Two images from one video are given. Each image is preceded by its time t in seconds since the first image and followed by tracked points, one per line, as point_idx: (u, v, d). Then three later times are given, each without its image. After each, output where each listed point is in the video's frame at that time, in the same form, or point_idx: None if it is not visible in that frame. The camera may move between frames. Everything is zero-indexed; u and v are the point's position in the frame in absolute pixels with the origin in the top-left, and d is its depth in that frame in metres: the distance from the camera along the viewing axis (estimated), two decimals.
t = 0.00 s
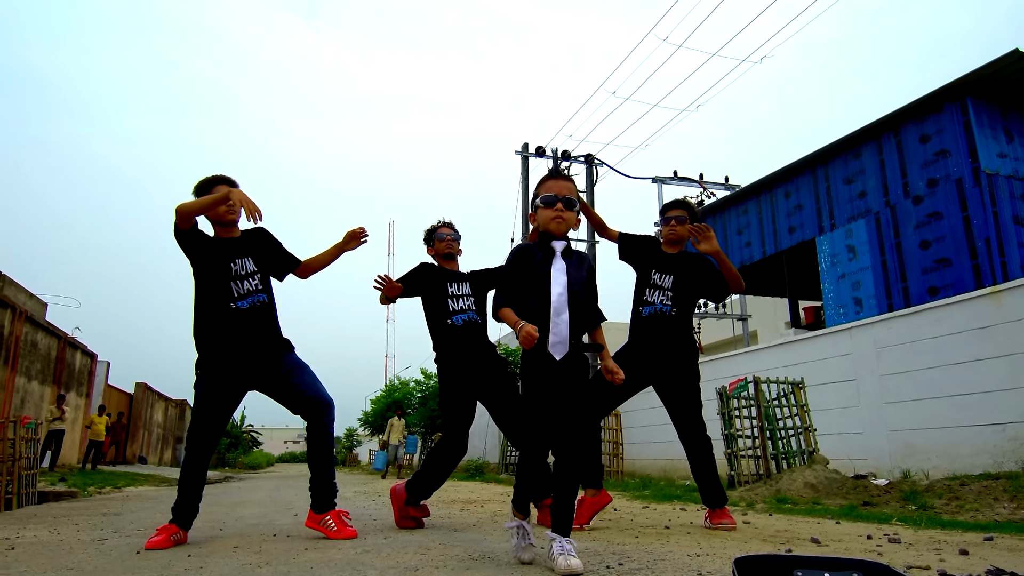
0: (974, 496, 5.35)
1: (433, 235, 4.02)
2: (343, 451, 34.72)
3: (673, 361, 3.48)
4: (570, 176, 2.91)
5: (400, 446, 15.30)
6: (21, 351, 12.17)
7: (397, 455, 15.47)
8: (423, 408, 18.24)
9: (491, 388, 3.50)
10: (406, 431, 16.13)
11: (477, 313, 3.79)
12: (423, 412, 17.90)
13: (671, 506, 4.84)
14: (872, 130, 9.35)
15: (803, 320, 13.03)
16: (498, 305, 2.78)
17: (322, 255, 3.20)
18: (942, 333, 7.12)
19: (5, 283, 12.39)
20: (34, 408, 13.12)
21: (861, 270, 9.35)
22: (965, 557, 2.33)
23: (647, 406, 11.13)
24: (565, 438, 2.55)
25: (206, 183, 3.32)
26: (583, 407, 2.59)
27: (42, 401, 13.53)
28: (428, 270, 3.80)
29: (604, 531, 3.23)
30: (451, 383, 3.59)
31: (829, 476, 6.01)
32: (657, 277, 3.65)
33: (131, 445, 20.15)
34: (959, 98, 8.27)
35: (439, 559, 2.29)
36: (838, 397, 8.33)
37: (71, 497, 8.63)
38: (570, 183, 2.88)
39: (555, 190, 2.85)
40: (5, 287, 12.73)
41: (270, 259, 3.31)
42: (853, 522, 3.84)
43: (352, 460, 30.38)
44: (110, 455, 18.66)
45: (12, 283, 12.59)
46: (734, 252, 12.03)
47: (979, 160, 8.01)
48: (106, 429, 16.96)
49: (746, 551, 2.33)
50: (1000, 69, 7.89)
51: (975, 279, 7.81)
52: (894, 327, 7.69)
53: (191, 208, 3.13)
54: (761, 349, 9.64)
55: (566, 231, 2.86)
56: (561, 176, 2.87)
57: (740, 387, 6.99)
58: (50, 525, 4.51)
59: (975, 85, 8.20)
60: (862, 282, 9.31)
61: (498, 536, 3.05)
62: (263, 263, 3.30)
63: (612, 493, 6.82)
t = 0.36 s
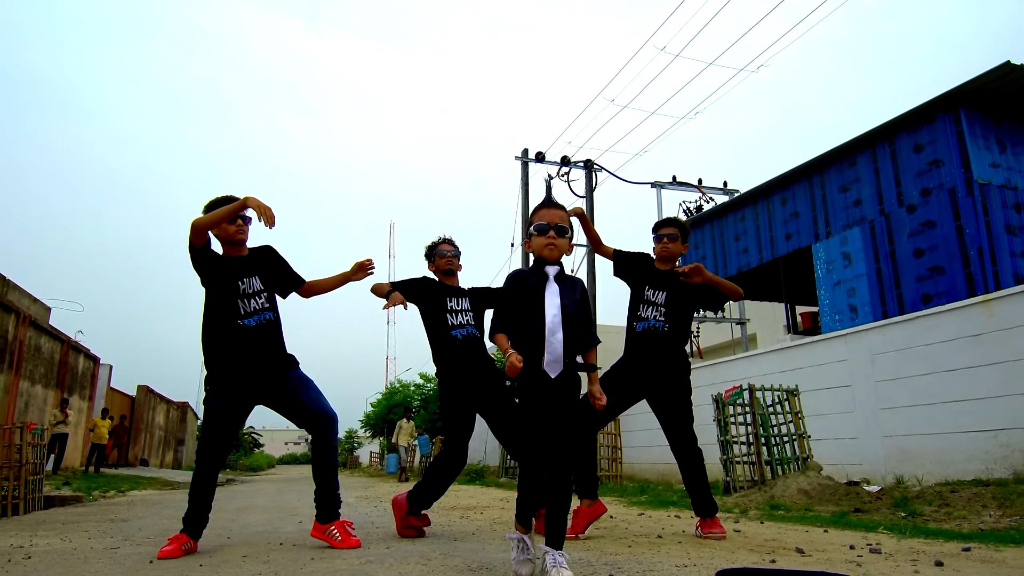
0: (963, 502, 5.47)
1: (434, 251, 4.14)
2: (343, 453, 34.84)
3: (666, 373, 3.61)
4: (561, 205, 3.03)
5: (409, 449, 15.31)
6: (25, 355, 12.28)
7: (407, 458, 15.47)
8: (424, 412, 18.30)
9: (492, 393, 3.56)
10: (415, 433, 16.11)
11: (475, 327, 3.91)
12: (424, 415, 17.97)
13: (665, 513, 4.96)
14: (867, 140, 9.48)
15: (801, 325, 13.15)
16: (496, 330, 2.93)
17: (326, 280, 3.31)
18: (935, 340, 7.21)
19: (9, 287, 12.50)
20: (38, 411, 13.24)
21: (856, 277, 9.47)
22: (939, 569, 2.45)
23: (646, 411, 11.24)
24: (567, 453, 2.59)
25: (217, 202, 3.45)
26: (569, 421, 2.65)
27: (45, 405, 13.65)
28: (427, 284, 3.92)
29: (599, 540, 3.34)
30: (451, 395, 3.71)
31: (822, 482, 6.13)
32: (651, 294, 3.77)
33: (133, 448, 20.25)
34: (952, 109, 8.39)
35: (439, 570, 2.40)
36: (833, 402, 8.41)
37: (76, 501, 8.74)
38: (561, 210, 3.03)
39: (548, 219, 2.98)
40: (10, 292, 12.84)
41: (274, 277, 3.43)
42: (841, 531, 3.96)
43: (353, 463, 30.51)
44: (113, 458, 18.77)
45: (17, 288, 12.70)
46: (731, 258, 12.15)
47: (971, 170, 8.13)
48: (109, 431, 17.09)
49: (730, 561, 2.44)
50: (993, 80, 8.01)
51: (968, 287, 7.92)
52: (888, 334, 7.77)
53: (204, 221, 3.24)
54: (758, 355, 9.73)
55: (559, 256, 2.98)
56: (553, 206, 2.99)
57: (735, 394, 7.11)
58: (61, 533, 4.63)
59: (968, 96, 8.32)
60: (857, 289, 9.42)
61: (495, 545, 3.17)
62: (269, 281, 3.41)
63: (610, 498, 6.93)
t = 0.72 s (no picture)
0: (953, 505, 5.60)
1: (439, 262, 4.28)
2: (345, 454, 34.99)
3: (665, 373, 3.73)
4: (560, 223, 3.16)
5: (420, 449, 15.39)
6: (30, 356, 12.40)
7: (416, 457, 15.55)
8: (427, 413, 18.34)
9: (495, 400, 3.68)
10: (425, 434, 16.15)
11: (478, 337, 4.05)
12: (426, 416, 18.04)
13: (662, 515, 5.10)
14: (864, 146, 9.61)
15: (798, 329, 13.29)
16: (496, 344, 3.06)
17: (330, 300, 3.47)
18: (929, 345, 7.31)
19: (14, 289, 12.62)
20: (42, 412, 13.37)
21: (853, 281, 9.60)
22: (917, 569, 2.60)
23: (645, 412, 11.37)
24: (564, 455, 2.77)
25: (234, 215, 3.57)
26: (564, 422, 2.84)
27: (50, 406, 13.78)
28: (430, 293, 4.05)
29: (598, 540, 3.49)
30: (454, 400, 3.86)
31: (817, 484, 6.26)
32: (648, 294, 3.90)
33: (136, 448, 20.38)
34: (946, 116, 8.52)
35: (444, 569, 2.54)
36: (830, 405, 8.51)
37: (83, 502, 8.86)
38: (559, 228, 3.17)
39: (546, 236, 3.12)
40: (15, 294, 12.96)
41: (286, 286, 3.57)
42: (830, 532, 4.10)
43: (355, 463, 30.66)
44: (116, 459, 18.90)
45: (22, 290, 12.83)
46: (730, 262, 12.29)
47: (965, 177, 8.26)
48: (112, 432, 17.24)
49: (718, 561, 2.59)
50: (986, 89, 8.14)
51: (962, 292, 8.04)
52: (883, 338, 7.88)
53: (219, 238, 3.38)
54: (756, 357, 9.85)
55: (556, 272, 3.12)
56: (552, 224, 3.13)
57: (732, 399, 7.25)
58: (75, 534, 4.76)
59: (962, 104, 8.45)
60: (854, 293, 9.55)
61: (497, 545, 3.31)
62: (284, 288, 3.56)
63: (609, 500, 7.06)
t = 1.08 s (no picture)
0: (947, 503, 5.70)
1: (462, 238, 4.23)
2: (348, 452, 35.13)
3: (677, 379, 3.84)
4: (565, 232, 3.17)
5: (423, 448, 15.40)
6: (35, 355, 12.52)
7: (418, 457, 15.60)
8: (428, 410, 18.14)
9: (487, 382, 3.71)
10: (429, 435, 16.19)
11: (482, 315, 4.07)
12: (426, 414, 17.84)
13: (661, 511, 5.20)
14: (861, 148, 9.71)
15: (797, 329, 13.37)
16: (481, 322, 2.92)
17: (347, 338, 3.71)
18: (925, 345, 7.39)
19: (20, 289, 12.75)
20: (47, 411, 13.50)
21: (851, 282, 9.69)
22: (903, 562, 2.69)
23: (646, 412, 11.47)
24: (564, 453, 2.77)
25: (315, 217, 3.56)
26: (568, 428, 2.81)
27: (55, 404, 13.90)
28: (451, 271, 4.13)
29: (597, 537, 3.62)
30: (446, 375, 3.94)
31: (813, 483, 6.35)
32: (668, 311, 3.95)
33: (139, 447, 20.51)
34: (943, 119, 8.61)
35: (450, 562, 2.64)
36: (828, 405, 8.60)
37: (90, 500, 8.98)
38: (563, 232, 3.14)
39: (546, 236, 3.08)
40: (20, 294, 13.09)
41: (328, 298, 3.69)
42: (825, 528, 4.19)
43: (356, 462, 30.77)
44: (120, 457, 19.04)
45: (27, 290, 12.96)
46: (730, 262, 12.38)
47: (961, 179, 8.34)
48: (115, 430, 17.35)
49: (712, 553, 2.69)
50: (982, 91, 8.22)
51: (957, 293, 8.13)
52: (881, 338, 7.96)
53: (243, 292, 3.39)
54: (755, 357, 9.93)
55: (545, 273, 3.04)
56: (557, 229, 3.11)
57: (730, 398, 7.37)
58: (88, 529, 4.87)
59: (959, 106, 8.53)
60: (851, 293, 9.65)
61: (501, 540, 3.41)
62: (326, 297, 3.68)
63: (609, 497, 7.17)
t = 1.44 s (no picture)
0: (941, 499, 5.77)
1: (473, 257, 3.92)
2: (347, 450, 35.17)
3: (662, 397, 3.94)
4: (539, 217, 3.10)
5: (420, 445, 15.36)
6: (35, 354, 12.55)
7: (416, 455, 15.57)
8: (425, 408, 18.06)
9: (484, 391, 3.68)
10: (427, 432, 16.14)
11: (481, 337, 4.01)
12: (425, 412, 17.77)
13: (658, 507, 5.27)
14: (858, 148, 9.77)
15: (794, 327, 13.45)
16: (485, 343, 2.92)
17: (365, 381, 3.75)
18: (921, 344, 7.44)
19: (20, 287, 12.77)
20: (47, 409, 13.52)
21: (847, 281, 9.77)
22: (892, 553, 2.76)
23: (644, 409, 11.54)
24: (560, 446, 2.84)
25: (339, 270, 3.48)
26: (559, 426, 2.88)
27: (55, 402, 13.92)
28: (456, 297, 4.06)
29: (594, 530, 3.70)
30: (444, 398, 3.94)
31: (809, 479, 6.42)
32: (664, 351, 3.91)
33: (138, 445, 20.54)
34: (939, 119, 8.67)
35: (452, 554, 2.71)
36: (825, 403, 8.65)
37: (92, 497, 9.03)
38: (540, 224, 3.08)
39: (529, 231, 3.03)
40: (20, 292, 13.11)
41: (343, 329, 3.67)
42: (819, 523, 4.27)
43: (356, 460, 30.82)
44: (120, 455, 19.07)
45: (28, 288, 12.98)
46: (728, 261, 12.44)
47: (957, 178, 8.41)
48: (115, 428, 17.40)
49: (706, 545, 2.75)
50: (978, 92, 8.28)
51: (953, 292, 8.19)
52: (877, 336, 8.00)
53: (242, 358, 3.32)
54: (752, 356, 9.99)
55: (542, 268, 3.02)
56: (531, 219, 3.05)
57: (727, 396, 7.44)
58: (93, 524, 4.94)
59: (955, 107, 8.59)
60: (848, 292, 9.73)
61: (501, 533, 3.47)
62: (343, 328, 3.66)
63: (608, 494, 7.24)
